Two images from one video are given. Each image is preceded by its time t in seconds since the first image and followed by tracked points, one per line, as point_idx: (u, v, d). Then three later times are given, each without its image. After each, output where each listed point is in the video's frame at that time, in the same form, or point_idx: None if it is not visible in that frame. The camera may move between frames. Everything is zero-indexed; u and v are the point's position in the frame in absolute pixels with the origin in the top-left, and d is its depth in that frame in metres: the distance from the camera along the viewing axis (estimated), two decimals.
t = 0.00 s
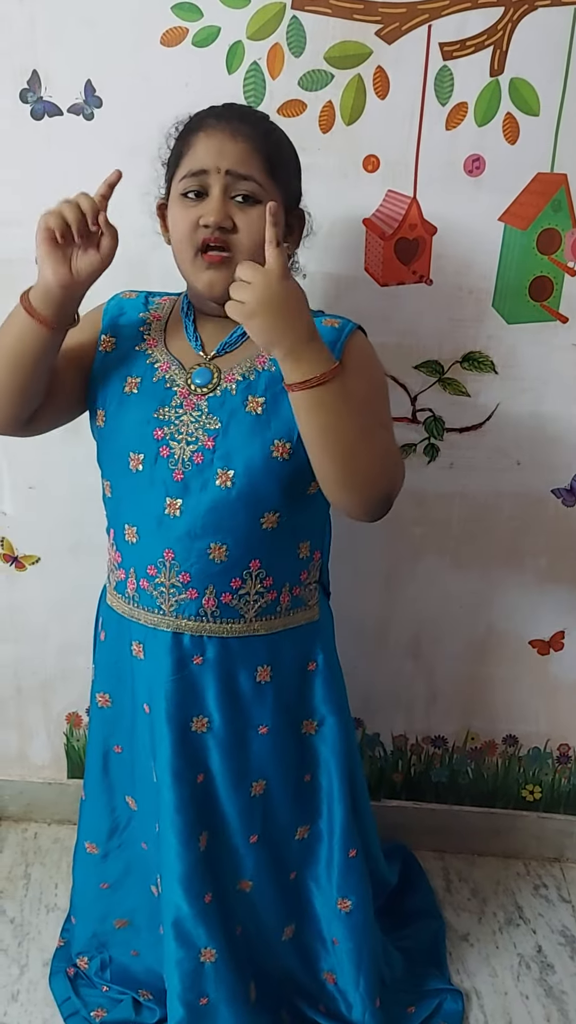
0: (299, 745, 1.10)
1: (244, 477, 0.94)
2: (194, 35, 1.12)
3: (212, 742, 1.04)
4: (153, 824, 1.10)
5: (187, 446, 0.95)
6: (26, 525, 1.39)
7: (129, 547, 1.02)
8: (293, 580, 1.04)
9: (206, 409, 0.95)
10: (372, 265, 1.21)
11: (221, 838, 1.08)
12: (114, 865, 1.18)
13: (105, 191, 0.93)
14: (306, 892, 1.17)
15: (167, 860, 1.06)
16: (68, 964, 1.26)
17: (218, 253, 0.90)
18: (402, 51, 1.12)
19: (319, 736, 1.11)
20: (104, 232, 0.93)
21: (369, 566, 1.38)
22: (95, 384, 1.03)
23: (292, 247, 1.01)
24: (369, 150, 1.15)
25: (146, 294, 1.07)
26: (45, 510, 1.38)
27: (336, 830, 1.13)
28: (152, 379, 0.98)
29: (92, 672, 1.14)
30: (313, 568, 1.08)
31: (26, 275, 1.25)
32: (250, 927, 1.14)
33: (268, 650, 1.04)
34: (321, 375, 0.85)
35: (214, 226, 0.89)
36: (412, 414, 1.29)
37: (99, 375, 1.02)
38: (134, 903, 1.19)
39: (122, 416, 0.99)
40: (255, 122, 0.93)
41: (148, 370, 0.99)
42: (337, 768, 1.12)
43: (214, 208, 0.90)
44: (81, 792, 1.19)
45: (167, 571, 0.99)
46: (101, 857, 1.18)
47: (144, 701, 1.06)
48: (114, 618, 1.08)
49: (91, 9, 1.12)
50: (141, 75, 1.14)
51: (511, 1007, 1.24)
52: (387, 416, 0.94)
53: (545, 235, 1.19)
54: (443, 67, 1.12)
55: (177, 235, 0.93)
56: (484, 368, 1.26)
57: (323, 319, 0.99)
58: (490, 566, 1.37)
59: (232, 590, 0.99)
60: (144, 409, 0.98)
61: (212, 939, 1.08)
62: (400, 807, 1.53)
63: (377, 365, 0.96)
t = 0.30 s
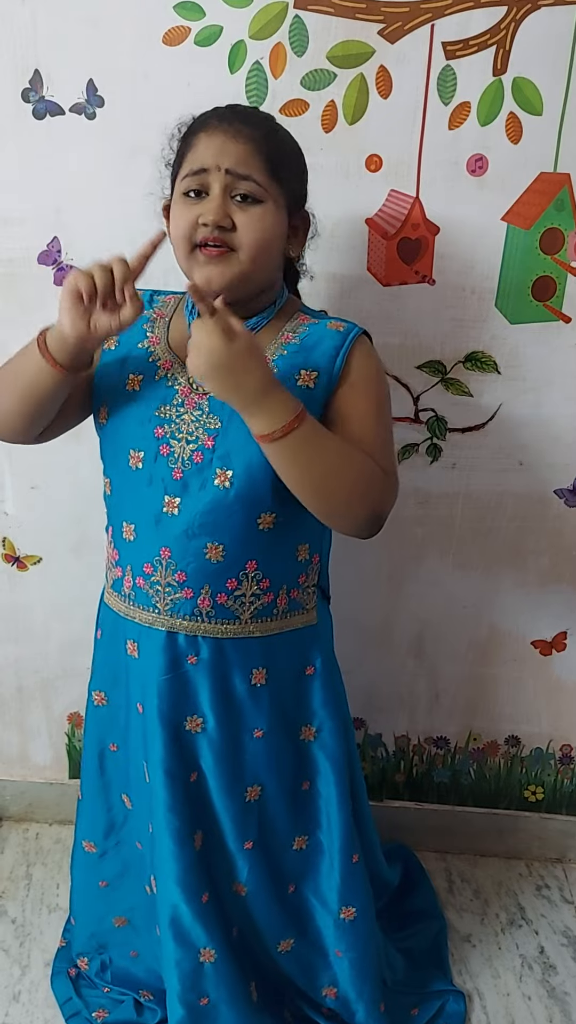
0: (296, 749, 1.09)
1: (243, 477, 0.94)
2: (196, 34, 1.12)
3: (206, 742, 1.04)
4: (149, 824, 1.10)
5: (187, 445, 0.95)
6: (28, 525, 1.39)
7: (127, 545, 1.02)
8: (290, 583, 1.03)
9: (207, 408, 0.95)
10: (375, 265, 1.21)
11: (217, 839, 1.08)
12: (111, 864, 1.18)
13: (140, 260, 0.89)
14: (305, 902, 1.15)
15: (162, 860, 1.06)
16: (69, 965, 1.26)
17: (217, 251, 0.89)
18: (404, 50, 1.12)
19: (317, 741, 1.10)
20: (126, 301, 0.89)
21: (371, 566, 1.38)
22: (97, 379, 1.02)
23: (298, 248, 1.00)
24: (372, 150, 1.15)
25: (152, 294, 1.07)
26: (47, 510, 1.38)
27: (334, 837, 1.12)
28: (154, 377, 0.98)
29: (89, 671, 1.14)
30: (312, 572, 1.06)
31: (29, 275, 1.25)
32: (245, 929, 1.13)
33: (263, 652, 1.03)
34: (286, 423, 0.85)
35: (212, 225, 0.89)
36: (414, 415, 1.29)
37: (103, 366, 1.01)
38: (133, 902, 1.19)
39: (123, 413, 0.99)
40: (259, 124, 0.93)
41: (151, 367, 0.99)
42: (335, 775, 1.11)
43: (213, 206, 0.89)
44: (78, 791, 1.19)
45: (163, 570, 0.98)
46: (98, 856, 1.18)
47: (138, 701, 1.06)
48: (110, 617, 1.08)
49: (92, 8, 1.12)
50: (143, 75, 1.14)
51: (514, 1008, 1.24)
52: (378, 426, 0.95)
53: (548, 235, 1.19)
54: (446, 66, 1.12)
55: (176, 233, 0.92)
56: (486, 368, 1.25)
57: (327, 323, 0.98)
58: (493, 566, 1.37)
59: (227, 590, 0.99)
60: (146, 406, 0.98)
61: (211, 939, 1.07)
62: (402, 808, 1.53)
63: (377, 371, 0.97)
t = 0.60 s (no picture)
0: (297, 748, 1.09)
1: (242, 471, 0.94)
2: (197, 34, 1.12)
3: (205, 736, 1.04)
4: (150, 816, 1.10)
5: (185, 438, 0.96)
6: (28, 525, 1.39)
7: (127, 538, 1.02)
8: (292, 580, 1.03)
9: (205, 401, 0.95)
10: (376, 265, 1.21)
11: (216, 833, 1.08)
12: (118, 853, 1.18)
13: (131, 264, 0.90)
14: (304, 901, 1.15)
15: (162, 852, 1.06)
16: (69, 964, 1.26)
17: (217, 249, 0.90)
18: (405, 50, 1.11)
19: (320, 741, 1.10)
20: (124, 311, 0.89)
21: (372, 566, 1.38)
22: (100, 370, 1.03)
23: (302, 248, 1.00)
24: (372, 149, 1.15)
25: (155, 284, 1.07)
26: (48, 509, 1.38)
27: (334, 837, 1.12)
28: (154, 369, 0.98)
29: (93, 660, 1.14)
30: (314, 571, 1.06)
31: (29, 275, 1.25)
32: (246, 924, 1.13)
33: (263, 647, 1.03)
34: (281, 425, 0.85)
35: (212, 222, 0.89)
36: (415, 415, 1.29)
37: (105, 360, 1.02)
38: (136, 894, 1.19)
39: (125, 405, 1.00)
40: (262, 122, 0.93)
41: (150, 359, 0.99)
42: (337, 774, 1.10)
43: (214, 205, 0.89)
44: (82, 781, 1.18)
45: (164, 563, 0.99)
46: (106, 843, 1.17)
47: (139, 692, 1.06)
48: (112, 608, 1.08)
49: (93, 8, 1.12)
50: (144, 75, 1.14)
51: (515, 1008, 1.24)
52: (379, 422, 0.94)
53: (549, 235, 1.19)
54: (446, 66, 1.12)
55: (178, 231, 0.93)
56: (487, 367, 1.25)
57: (328, 316, 0.98)
58: (494, 566, 1.37)
59: (228, 584, 0.98)
60: (146, 399, 0.98)
61: (213, 933, 1.07)
62: (402, 808, 1.53)
63: (379, 368, 0.96)
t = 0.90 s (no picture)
0: (299, 762, 1.08)
1: (248, 474, 0.94)
2: (197, 35, 1.12)
3: (204, 740, 1.04)
4: (152, 817, 1.10)
5: (195, 441, 0.96)
6: (29, 525, 1.39)
7: (131, 537, 1.03)
8: (295, 588, 1.02)
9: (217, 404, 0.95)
10: (376, 265, 1.21)
11: (216, 837, 1.08)
12: (114, 858, 1.18)
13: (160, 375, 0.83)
14: (305, 916, 1.14)
15: (163, 853, 1.06)
16: (69, 964, 1.26)
17: (237, 271, 0.91)
18: (405, 50, 1.12)
19: (323, 755, 1.09)
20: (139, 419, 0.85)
21: (373, 566, 1.38)
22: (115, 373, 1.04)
23: (316, 257, 1.01)
24: (373, 150, 1.15)
25: (170, 291, 1.08)
26: (48, 509, 1.38)
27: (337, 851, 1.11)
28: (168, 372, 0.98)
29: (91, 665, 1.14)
30: (319, 580, 1.06)
31: (30, 276, 1.25)
32: (245, 928, 1.13)
33: (263, 654, 1.02)
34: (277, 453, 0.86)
35: (232, 246, 0.90)
36: (415, 415, 1.29)
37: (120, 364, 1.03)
38: (134, 898, 1.19)
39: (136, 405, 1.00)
40: (277, 137, 0.93)
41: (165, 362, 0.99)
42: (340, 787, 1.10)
43: (233, 227, 0.90)
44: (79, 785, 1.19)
45: (165, 564, 0.99)
46: (101, 849, 1.18)
47: (141, 694, 1.06)
48: (115, 610, 1.08)
49: (92, 8, 1.12)
50: (143, 74, 1.14)
51: (514, 1008, 1.24)
52: (391, 434, 0.95)
53: (549, 235, 1.19)
54: (446, 66, 1.12)
55: (195, 249, 0.93)
56: (487, 368, 1.25)
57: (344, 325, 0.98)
58: (494, 566, 1.37)
59: (228, 590, 0.98)
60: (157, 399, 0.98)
61: (211, 936, 1.07)
62: (402, 808, 1.53)
63: (391, 379, 0.96)
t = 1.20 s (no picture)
0: (294, 768, 1.07)
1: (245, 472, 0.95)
2: (197, 36, 1.12)
3: (198, 741, 1.04)
4: (148, 819, 1.10)
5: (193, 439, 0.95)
6: (29, 525, 1.39)
7: (128, 536, 1.03)
8: (290, 589, 1.02)
9: (216, 403, 0.95)
10: (375, 266, 1.21)
11: (212, 838, 1.08)
12: (104, 863, 1.18)
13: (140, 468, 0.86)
14: (304, 927, 1.12)
15: (159, 853, 1.06)
16: (69, 965, 1.27)
17: (234, 272, 0.91)
18: (405, 51, 1.12)
19: (319, 760, 1.08)
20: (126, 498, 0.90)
21: (372, 567, 1.38)
22: (115, 375, 1.04)
23: (314, 262, 1.02)
24: (372, 151, 1.15)
25: (169, 295, 1.08)
26: (48, 510, 1.38)
27: (334, 857, 1.10)
28: (166, 371, 0.98)
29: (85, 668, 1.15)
30: (314, 581, 1.05)
31: (29, 277, 1.25)
32: (241, 932, 1.13)
33: (256, 655, 1.02)
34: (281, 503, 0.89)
35: (231, 248, 0.90)
36: (414, 414, 1.29)
37: (119, 367, 1.03)
38: (128, 902, 1.19)
39: (135, 405, 1.00)
40: (277, 141, 0.93)
41: (163, 362, 0.99)
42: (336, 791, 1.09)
43: (232, 228, 0.90)
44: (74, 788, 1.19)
45: (159, 563, 0.99)
46: (95, 852, 1.18)
47: (135, 695, 1.06)
48: (110, 611, 1.09)
49: (91, 9, 1.12)
50: (143, 76, 1.14)
51: (514, 1008, 1.24)
52: (395, 445, 0.97)
53: (548, 236, 1.19)
54: (446, 67, 1.12)
55: (195, 250, 0.93)
56: (486, 368, 1.26)
57: (343, 329, 0.98)
58: (493, 566, 1.37)
59: (221, 589, 0.98)
60: (155, 398, 0.98)
61: (206, 941, 1.07)
62: (401, 808, 1.53)
63: (393, 388, 0.98)
